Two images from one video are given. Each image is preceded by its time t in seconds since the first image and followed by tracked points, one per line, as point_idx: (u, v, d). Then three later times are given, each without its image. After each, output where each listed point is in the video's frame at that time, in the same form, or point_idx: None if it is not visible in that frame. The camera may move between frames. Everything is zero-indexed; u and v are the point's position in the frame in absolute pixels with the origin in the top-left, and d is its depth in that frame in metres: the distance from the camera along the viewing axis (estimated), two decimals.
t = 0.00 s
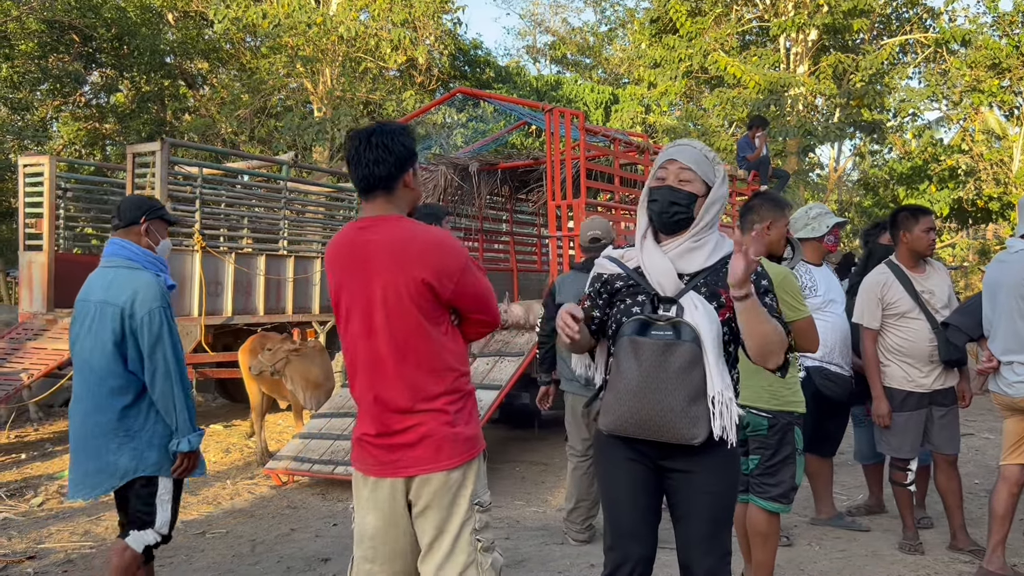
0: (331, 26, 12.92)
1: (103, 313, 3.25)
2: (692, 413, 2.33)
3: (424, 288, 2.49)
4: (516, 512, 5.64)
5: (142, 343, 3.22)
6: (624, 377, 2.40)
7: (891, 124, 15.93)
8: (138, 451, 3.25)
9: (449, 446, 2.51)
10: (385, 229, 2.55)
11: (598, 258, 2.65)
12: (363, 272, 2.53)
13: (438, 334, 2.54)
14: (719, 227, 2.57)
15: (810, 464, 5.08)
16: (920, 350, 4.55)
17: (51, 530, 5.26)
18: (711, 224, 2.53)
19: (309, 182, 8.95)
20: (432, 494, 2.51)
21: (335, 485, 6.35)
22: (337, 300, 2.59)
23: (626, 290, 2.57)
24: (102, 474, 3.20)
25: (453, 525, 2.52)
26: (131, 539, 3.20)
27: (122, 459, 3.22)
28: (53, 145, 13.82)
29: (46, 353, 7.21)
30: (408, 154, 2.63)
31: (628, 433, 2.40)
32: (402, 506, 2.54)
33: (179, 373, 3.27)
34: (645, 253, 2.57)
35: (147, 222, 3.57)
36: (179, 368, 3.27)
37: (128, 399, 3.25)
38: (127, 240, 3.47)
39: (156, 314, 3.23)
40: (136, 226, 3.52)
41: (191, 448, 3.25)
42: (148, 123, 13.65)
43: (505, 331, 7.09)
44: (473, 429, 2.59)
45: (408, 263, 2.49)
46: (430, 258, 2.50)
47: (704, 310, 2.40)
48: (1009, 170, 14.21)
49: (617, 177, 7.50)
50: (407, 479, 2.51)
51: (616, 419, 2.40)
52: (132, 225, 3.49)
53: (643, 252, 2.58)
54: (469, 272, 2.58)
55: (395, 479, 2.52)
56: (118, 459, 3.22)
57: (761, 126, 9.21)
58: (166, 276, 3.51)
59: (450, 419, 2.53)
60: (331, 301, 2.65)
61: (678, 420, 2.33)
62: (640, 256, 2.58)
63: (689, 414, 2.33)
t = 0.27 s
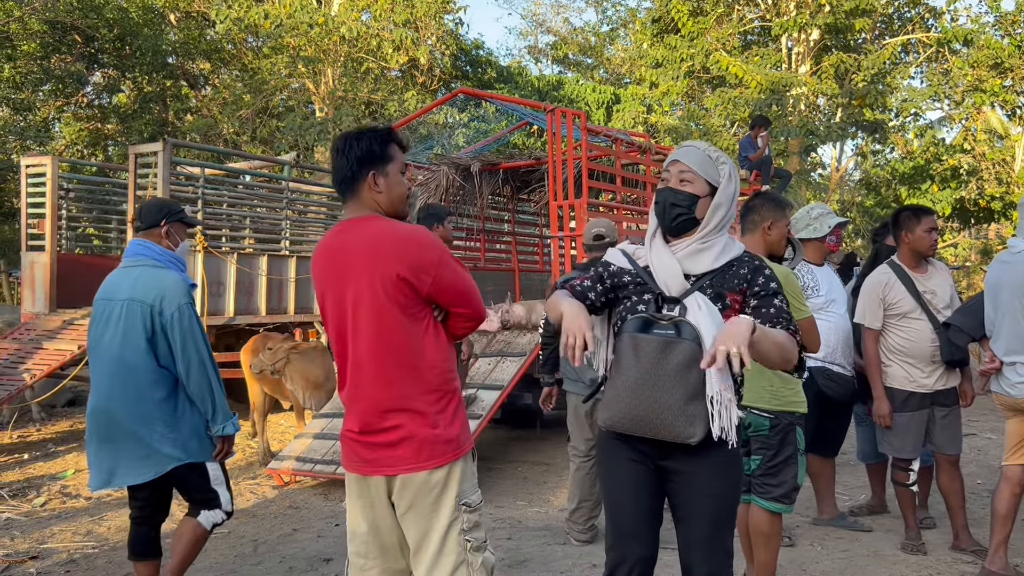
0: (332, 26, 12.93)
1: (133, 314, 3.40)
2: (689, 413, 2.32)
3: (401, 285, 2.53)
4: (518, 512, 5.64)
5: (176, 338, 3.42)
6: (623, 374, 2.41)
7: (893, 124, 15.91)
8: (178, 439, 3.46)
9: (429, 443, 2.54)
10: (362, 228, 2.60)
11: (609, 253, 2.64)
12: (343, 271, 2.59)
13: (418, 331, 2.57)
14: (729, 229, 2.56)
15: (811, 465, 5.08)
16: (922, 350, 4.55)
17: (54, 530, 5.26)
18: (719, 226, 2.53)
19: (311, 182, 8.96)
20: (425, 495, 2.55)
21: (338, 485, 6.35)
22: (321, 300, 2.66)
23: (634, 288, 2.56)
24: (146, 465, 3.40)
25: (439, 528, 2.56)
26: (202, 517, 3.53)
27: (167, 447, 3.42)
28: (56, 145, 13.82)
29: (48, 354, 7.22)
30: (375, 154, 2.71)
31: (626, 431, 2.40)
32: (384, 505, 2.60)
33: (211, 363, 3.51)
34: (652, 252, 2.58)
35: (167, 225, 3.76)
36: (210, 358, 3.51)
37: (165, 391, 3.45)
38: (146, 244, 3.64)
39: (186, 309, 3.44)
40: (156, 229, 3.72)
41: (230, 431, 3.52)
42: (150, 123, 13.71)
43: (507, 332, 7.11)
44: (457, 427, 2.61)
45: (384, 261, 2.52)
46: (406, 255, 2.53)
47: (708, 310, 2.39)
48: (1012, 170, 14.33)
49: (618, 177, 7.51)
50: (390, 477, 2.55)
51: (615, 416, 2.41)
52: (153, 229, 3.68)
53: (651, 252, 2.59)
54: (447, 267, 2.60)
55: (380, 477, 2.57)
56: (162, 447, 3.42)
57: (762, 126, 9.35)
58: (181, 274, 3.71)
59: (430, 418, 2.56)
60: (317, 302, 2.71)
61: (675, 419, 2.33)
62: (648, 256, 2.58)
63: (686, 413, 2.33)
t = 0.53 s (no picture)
0: (334, 27, 12.96)
1: (168, 313, 3.46)
2: (680, 413, 2.31)
3: (380, 287, 2.52)
4: (519, 513, 5.64)
5: (210, 336, 3.48)
6: (617, 371, 2.41)
7: (895, 124, 15.90)
8: (208, 435, 3.50)
9: (410, 445, 2.54)
10: (344, 231, 2.61)
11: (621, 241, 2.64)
12: (327, 273, 2.61)
13: (399, 333, 2.57)
14: (740, 233, 2.56)
15: (812, 465, 5.07)
16: (923, 350, 4.55)
17: (56, 531, 5.27)
18: (730, 229, 2.53)
19: (313, 182, 8.97)
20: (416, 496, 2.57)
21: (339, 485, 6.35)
22: (309, 302, 2.69)
23: (641, 284, 2.57)
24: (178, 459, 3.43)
25: (426, 529, 2.57)
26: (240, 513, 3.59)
27: (197, 443, 3.45)
28: (57, 145, 13.82)
29: (50, 354, 7.22)
30: (360, 157, 2.70)
31: (619, 430, 2.40)
32: (373, 504, 2.65)
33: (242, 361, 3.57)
34: (660, 250, 2.58)
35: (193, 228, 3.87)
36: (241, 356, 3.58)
37: (198, 388, 3.49)
38: (176, 246, 3.72)
39: (220, 309, 3.51)
40: (183, 231, 3.83)
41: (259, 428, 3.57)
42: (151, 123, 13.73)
43: (508, 332, 7.11)
44: (441, 429, 2.60)
45: (363, 263, 2.52)
46: (385, 256, 2.52)
47: (709, 313, 2.39)
48: (1014, 169, 14.38)
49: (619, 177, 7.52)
50: (375, 477, 2.58)
51: (608, 414, 2.41)
52: (180, 231, 3.79)
53: (659, 249, 2.59)
54: (428, 268, 2.58)
55: (366, 477, 2.60)
56: (193, 443, 3.45)
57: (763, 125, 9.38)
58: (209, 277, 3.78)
59: (412, 420, 2.56)
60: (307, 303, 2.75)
61: (667, 419, 2.32)
62: (657, 252, 2.58)
63: (677, 414, 2.32)
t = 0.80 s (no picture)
0: (335, 27, 12.97)
1: (220, 319, 3.49)
2: (673, 412, 2.32)
3: (368, 290, 2.52)
4: (520, 512, 5.64)
5: (261, 343, 3.51)
6: (613, 370, 2.43)
7: (896, 124, 15.89)
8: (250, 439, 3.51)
9: (400, 446, 2.54)
10: (336, 233, 2.62)
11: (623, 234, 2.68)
12: (319, 276, 2.62)
13: (388, 336, 2.57)
14: (740, 230, 2.54)
15: (814, 464, 5.08)
16: (924, 349, 4.55)
17: (58, 531, 5.28)
18: (731, 226, 2.52)
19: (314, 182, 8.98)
20: (412, 496, 2.57)
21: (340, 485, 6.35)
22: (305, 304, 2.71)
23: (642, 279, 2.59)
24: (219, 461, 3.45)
25: (416, 529, 2.57)
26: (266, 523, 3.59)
27: (240, 446, 3.47)
28: (59, 146, 13.83)
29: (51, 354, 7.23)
30: (354, 159, 2.71)
31: (614, 427, 2.42)
32: (368, 503, 2.68)
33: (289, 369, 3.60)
34: (661, 246, 2.59)
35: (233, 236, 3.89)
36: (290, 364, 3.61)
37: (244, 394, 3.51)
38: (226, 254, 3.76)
39: (273, 316, 3.55)
40: (225, 239, 3.85)
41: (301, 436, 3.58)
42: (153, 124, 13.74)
43: (509, 332, 7.11)
44: (433, 430, 2.60)
45: (351, 266, 2.53)
46: (373, 259, 2.52)
47: (706, 312, 2.38)
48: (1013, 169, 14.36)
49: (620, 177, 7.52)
50: (367, 476, 2.59)
51: (605, 413, 2.43)
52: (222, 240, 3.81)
53: (660, 246, 2.60)
54: (417, 270, 2.57)
55: (359, 477, 2.62)
56: (235, 446, 3.47)
57: (765, 126, 9.27)
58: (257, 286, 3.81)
59: (401, 422, 2.55)
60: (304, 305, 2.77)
61: (660, 418, 2.33)
62: (657, 247, 2.60)
63: (670, 413, 2.33)
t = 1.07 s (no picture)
0: (336, 27, 12.97)
1: (268, 318, 3.51)
2: (679, 412, 2.31)
3: (368, 290, 2.52)
4: (521, 512, 5.64)
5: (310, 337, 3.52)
6: (616, 368, 2.40)
7: (897, 123, 15.88)
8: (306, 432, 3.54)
9: (400, 446, 2.54)
10: (335, 234, 2.62)
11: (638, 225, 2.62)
12: (318, 277, 2.62)
13: (388, 336, 2.56)
14: (741, 228, 2.56)
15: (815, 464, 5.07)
16: (926, 349, 4.54)
17: (59, 531, 5.28)
18: (732, 224, 2.53)
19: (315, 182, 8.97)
20: (413, 495, 2.57)
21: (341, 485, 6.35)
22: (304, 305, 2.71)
23: (641, 277, 2.55)
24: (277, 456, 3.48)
25: (416, 528, 2.57)
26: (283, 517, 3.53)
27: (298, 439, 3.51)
28: (60, 147, 13.84)
29: (53, 354, 7.23)
30: (353, 160, 2.71)
31: (617, 426, 2.39)
32: (367, 502, 2.67)
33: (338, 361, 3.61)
34: (660, 242, 2.55)
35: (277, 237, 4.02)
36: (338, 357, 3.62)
37: (297, 389, 3.52)
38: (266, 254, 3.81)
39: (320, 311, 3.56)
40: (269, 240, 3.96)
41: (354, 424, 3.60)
42: (154, 124, 13.74)
43: (510, 332, 7.11)
44: (433, 431, 2.60)
45: (351, 267, 2.53)
46: (373, 259, 2.52)
47: (711, 310, 2.39)
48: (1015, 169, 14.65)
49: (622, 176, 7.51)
50: (367, 476, 2.59)
51: (607, 413, 2.41)
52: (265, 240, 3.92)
53: (658, 242, 2.56)
54: (417, 271, 2.57)
55: (359, 477, 2.61)
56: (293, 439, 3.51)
57: (767, 125, 9.36)
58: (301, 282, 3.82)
59: (402, 422, 2.55)
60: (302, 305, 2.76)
61: (665, 418, 2.32)
62: (655, 244, 2.56)
63: (675, 412, 2.31)
